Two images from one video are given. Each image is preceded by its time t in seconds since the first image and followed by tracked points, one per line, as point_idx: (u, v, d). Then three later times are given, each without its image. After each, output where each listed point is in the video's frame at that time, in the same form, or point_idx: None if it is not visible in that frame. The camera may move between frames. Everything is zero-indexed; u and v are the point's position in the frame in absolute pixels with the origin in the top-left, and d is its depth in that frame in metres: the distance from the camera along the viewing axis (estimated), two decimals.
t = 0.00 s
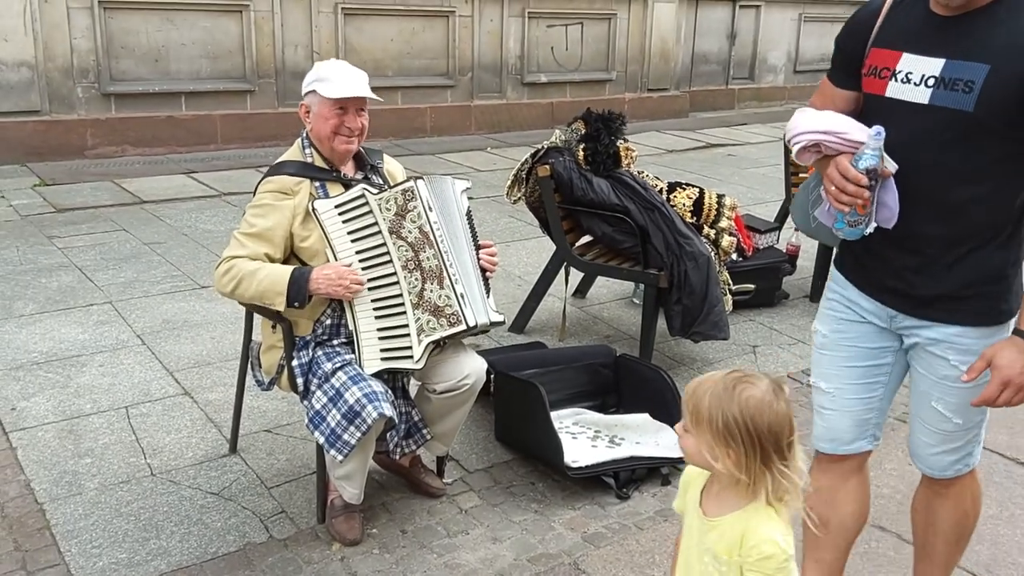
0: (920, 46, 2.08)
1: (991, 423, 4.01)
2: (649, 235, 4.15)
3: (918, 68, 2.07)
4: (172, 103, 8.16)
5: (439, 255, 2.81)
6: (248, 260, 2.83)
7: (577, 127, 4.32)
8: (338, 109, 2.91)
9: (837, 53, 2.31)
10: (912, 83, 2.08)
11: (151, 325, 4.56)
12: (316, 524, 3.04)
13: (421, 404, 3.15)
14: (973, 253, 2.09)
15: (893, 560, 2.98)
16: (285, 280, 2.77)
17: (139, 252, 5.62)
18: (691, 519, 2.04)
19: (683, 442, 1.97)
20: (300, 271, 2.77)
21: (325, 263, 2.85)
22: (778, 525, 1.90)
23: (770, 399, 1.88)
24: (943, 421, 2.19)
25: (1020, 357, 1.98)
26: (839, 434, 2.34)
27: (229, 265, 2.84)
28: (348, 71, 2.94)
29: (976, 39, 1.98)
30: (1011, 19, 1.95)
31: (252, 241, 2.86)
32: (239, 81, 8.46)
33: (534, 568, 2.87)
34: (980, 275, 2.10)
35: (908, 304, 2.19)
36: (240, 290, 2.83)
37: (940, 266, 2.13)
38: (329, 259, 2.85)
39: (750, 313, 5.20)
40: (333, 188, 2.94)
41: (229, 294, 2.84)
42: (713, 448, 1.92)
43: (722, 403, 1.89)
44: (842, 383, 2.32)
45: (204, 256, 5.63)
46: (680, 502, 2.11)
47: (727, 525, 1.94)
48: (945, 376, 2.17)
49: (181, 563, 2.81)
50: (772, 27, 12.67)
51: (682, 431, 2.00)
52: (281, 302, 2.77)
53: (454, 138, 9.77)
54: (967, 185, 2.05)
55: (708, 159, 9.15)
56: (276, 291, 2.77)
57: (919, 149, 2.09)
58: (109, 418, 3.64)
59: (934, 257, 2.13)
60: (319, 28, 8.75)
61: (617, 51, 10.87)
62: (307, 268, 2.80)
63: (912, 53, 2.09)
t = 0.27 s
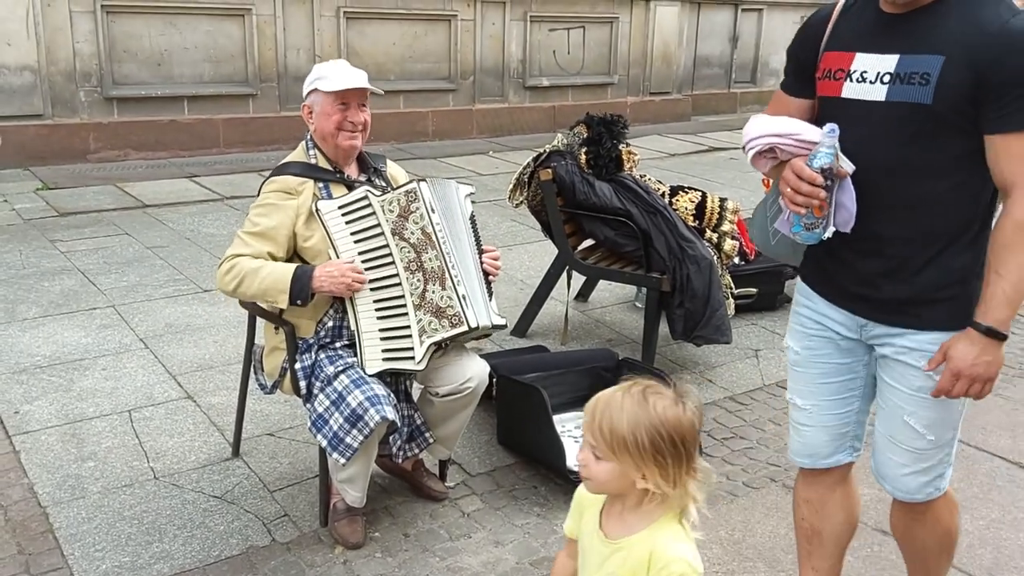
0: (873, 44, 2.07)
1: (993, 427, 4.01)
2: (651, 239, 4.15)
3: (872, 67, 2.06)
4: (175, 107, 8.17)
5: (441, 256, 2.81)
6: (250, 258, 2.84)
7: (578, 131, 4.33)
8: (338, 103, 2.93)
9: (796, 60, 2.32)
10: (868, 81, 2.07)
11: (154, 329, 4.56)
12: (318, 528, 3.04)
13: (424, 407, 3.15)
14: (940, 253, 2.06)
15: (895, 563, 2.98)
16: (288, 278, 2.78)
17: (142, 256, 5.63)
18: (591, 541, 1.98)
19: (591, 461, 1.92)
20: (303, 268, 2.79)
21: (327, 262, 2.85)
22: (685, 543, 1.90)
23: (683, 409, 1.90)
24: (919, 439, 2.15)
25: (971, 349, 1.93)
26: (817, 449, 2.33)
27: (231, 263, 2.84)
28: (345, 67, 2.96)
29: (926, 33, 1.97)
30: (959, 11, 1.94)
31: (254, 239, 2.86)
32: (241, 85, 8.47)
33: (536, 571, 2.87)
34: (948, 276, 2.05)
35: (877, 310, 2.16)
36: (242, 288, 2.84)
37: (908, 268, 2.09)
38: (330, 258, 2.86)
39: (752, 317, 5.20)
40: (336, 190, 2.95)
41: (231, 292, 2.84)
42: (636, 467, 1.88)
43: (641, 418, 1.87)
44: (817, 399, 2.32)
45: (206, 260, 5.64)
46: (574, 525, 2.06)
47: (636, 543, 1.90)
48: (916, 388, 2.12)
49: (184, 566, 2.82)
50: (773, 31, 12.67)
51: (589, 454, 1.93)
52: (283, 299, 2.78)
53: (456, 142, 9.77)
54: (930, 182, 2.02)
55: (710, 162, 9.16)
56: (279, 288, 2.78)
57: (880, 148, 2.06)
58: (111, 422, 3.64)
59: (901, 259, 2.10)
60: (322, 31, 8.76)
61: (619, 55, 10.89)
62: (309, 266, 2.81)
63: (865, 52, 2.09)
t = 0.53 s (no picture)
0: (844, 45, 2.04)
1: (996, 427, 4.01)
2: (653, 239, 4.16)
3: (844, 68, 2.03)
4: (177, 108, 8.18)
5: (443, 255, 2.82)
6: (253, 256, 2.85)
7: (581, 131, 4.34)
8: (337, 103, 2.95)
9: (769, 64, 2.29)
10: (839, 82, 2.03)
11: (157, 330, 4.57)
12: (322, 528, 3.05)
13: (427, 408, 3.15)
14: (915, 254, 2.01)
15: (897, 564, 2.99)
16: (290, 275, 2.79)
17: (145, 257, 5.64)
18: None
19: (461, 527, 1.80)
20: (306, 264, 2.79)
21: (330, 259, 2.86)
22: None
23: (564, 471, 1.76)
24: (887, 438, 2.07)
25: (948, 346, 1.89)
26: (807, 455, 2.33)
27: (234, 260, 2.85)
28: (344, 67, 2.97)
29: (898, 32, 1.94)
30: (930, 9, 1.91)
31: (257, 237, 2.87)
32: (244, 86, 8.49)
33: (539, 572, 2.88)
34: (924, 276, 2.01)
35: (854, 311, 2.11)
36: (245, 285, 2.84)
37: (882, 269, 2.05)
38: (333, 256, 2.87)
39: (754, 317, 5.20)
40: (339, 189, 2.95)
41: (234, 289, 2.85)
42: (505, 536, 1.75)
43: (512, 484, 1.73)
44: (805, 406, 2.29)
45: (209, 261, 5.65)
46: None
47: None
48: (889, 382, 2.05)
49: (188, 567, 2.82)
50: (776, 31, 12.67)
51: (460, 519, 1.81)
52: (285, 296, 2.79)
53: (459, 143, 9.78)
54: (905, 182, 1.98)
55: (712, 163, 9.16)
56: (281, 284, 2.79)
57: (854, 148, 2.03)
58: (115, 422, 3.65)
59: (875, 260, 2.05)
60: (324, 33, 8.77)
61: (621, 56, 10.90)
62: (312, 262, 2.82)
63: (835, 53, 2.06)
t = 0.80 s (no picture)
0: (822, 54, 1.99)
1: (998, 427, 4.01)
2: (655, 239, 4.16)
3: (819, 78, 1.98)
4: (179, 109, 8.19)
5: (444, 255, 2.81)
6: (254, 254, 2.85)
7: (582, 131, 4.33)
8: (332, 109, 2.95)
9: (747, 69, 2.22)
10: (813, 93, 1.99)
11: (159, 330, 4.57)
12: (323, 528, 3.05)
13: (428, 408, 3.14)
14: (888, 271, 1.99)
15: (899, 565, 2.99)
16: (292, 273, 2.79)
17: (146, 258, 5.64)
18: None
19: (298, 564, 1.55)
20: (307, 262, 2.80)
21: (330, 257, 2.87)
22: None
23: (408, 495, 1.48)
24: (848, 455, 2.06)
25: (941, 377, 1.87)
26: (795, 468, 2.32)
27: (236, 260, 2.85)
28: (345, 69, 2.97)
29: (878, 42, 1.89)
30: (911, 19, 1.86)
31: (258, 236, 2.87)
32: (245, 86, 8.48)
33: (541, 572, 2.88)
34: (896, 293, 1.99)
35: (825, 328, 2.10)
36: (246, 284, 2.84)
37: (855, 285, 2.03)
38: (334, 254, 2.87)
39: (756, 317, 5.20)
40: (340, 189, 2.95)
41: (236, 288, 2.85)
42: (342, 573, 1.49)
43: (344, 512, 1.48)
44: (788, 420, 2.29)
45: (210, 261, 5.65)
46: None
47: None
48: (855, 398, 2.04)
49: (189, 567, 2.82)
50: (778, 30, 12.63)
51: (296, 555, 1.56)
52: (287, 295, 2.80)
53: (460, 142, 9.77)
54: (881, 200, 1.96)
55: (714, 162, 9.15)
56: (283, 283, 2.80)
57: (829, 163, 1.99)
58: (117, 423, 3.65)
59: (849, 275, 2.04)
60: (325, 32, 8.77)
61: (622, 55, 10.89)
62: (313, 261, 2.82)
63: (812, 62, 2.00)
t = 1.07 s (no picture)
0: (812, 48, 1.89)
1: (999, 426, 4.02)
2: (657, 239, 4.17)
3: (805, 73, 1.89)
4: (182, 109, 8.21)
5: (446, 255, 2.83)
6: (257, 256, 2.87)
7: (584, 131, 4.34)
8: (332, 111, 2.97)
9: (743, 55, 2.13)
10: (797, 87, 1.90)
11: (162, 329, 4.59)
12: (327, 526, 3.06)
13: (431, 407, 3.16)
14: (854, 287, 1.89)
15: (900, 562, 3.00)
16: (295, 275, 2.81)
17: (150, 257, 5.67)
18: None
19: None
20: (309, 264, 2.82)
21: (332, 257, 2.89)
22: None
23: (217, 526, 1.47)
24: (819, 482, 1.98)
25: (895, 409, 1.77)
26: (751, 486, 2.25)
27: (238, 262, 2.87)
28: (345, 70, 2.98)
29: (871, 40, 1.79)
30: (911, 18, 1.75)
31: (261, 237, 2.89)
32: (248, 87, 8.50)
33: (543, 569, 2.89)
34: (869, 308, 1.88)
35: (791, 342, 2.00)
36: (249, 286, 2.86)
37: (824, 297, 1.93)
38: (336, 254, 2.89)
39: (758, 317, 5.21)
40: (342, 189, 2.97)
41: (240, 290, 2.87)
42: None
43: (146, 551, 1.43)
44: (748, 435, 2.20)
45: (214, 261, 5.68)
46: None
47: None
48: (820, 426, 1.95)
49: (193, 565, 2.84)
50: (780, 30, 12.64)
51: None
52: (290, 297, 2.82)
53: (463, 143, 9.79)
54: (854, 207, 1.86)
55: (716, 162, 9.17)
56: (286, 285, 2.81)
57: (801, 165, 1.90)
58: (121, 422, 3.67)
59: (821, 288, 1.93)
60: (328, 33, 8.80)
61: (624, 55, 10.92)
62: (315, 263, 2.84)
63: (803, 55, 1.91)
